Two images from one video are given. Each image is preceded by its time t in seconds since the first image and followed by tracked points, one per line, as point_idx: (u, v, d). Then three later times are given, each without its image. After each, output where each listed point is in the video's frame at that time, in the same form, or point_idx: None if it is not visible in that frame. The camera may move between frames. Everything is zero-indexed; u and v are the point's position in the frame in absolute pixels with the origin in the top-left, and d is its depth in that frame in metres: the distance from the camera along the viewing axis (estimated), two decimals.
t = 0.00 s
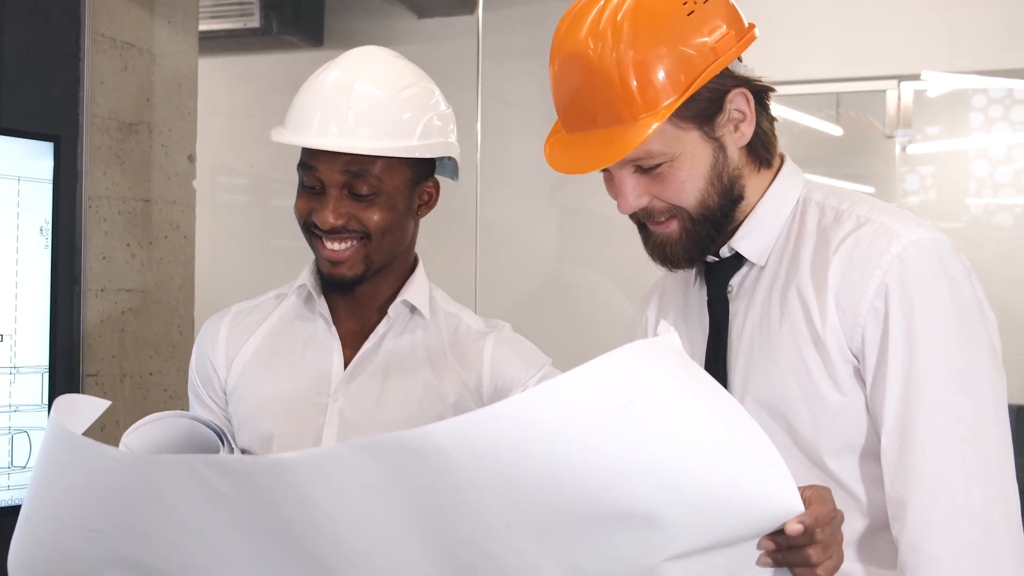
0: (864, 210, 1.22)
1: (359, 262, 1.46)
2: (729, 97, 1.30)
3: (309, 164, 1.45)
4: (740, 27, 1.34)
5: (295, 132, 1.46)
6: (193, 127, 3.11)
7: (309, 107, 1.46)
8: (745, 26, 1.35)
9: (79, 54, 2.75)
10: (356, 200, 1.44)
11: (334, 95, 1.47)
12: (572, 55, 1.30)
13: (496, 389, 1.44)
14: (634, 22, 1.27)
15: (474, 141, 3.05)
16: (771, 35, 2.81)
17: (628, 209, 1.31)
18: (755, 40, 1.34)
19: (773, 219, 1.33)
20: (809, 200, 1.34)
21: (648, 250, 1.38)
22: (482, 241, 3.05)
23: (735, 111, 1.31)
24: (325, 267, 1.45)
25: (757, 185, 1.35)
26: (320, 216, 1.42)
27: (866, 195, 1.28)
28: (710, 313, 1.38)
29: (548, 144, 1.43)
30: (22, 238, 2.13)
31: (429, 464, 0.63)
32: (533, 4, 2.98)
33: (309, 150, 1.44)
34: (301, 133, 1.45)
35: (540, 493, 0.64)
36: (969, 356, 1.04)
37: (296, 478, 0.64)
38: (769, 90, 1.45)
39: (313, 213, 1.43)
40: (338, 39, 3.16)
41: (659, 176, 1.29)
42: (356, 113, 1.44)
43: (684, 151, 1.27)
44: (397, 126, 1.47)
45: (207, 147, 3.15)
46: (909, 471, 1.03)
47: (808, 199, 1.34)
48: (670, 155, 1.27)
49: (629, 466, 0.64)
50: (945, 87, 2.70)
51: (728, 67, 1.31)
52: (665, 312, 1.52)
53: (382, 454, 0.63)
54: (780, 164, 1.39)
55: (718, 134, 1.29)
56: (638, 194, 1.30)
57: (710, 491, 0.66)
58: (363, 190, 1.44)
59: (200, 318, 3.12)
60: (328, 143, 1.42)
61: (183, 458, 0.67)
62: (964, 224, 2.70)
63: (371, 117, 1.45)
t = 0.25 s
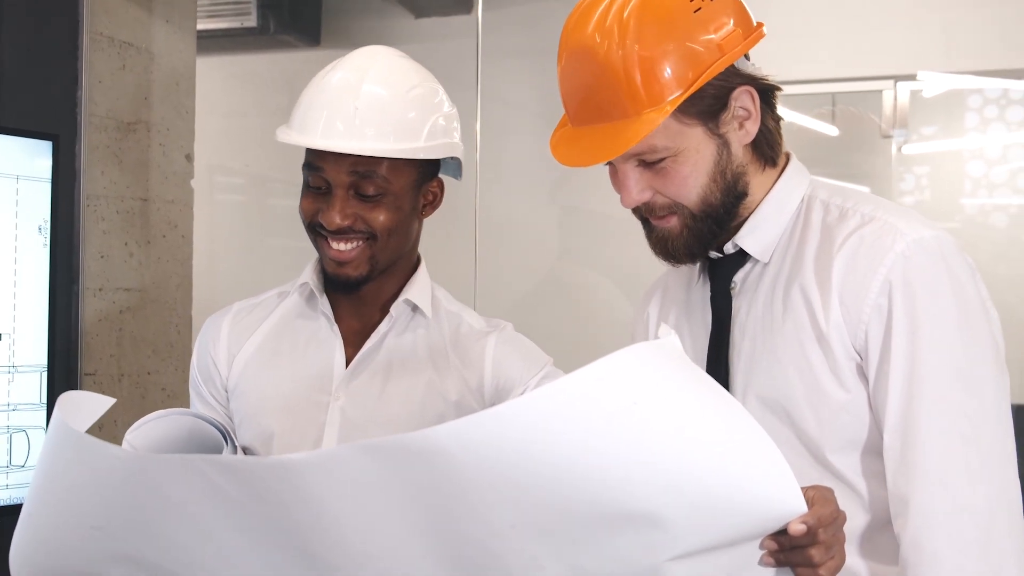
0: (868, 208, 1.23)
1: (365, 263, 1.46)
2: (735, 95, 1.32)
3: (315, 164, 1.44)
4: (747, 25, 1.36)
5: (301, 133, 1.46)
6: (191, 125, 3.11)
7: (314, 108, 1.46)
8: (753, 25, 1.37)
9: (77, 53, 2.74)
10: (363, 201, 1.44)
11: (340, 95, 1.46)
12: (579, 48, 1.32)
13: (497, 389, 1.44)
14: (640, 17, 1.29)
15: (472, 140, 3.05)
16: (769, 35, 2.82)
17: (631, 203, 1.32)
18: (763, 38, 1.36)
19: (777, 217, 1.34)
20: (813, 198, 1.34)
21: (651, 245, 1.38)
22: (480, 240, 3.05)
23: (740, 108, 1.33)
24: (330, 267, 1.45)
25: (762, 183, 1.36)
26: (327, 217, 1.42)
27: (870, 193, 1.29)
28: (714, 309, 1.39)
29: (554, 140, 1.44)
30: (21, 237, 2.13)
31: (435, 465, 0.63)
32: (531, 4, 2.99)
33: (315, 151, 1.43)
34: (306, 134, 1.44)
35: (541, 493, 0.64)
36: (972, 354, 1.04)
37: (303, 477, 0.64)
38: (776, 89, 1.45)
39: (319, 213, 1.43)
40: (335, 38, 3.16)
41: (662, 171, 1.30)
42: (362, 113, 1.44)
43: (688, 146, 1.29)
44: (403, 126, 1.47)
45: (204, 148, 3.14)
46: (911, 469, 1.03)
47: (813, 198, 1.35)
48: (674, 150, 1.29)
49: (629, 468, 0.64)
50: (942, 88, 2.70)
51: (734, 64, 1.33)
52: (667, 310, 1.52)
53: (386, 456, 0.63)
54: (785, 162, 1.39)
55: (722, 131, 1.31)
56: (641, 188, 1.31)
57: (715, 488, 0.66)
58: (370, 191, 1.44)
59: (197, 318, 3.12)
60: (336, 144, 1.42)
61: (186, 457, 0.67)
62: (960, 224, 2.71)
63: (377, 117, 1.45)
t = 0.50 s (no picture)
0: (870, 207, 1.23)
1: (373, 264, 1.46)
2: (737, 93, 1.33)
3: (320, 169, 1.44)
4: (750, 23, 1.36)
5: (305, 137, 1.45)
6: (189, 125, 3.11)
7: (318, 111, 1.46)
8: (756, 23, 1.37)
9: (75, 52, 2.72)
10: (371, 203, 1.44)
11: (345, 98, 1.46)
12: (582, 46, 1.33)
13: (497, 389, 1.44)
14: (643, 16, 1.30)
15: (471, 140, 3.05)
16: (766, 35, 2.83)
17: (633, 199, 1.33)
18: (766, 37, 1.36)
19: (780, 215, 1.34)
20: (815, 198, 1.35)
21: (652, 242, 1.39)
22: (479, 240, 3.05)
23: (743, 106, 1.33)
24: (340, 270, 1.46)
25: (765, 181, 1.36)
26: (337, 220, 1.41)
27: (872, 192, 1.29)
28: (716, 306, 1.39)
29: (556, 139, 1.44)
30: (20, 236, 2.13)
31: (440, 464, 0.63)
32: (530, 4, 2.99)
33: (321, 155, 1.43)
34: (312, 138, 1.44)
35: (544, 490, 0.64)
36: (974, 353, 1.04)
37: (307, 475, 0.65)
38: (779, 89, 1.46)
39: (326, 218, 1.43)
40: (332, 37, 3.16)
41: (664, 168, 1.31)
42: (366, 115, 1.44)
43: (690, 144, 1.29)
44: (407, 128, 1.47)
45: (204, 147, 3.16)
46: (912, 467, 1.03)
47: (815, 197, 1.35)
48: (676, 147, 1.29)
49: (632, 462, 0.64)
50: (937, 88, 2.72)
51: (737, 63, 1.33)
52: (670, 309, 1.53)
53: (392, 454, 0.63)
54: (787, 161, 1.40)
55: (725, 129, 1.32)
56: (643, 184, 1.32)
57: (719, 484, 0.67)
58: (378, 194, 1.44)
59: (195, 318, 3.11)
60: (343, 148, 1.42)
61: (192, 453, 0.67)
62: (956, 224, 2.71)
63: (382, 119, 1.45)
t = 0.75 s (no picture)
0: (870, 207, 1.23)
1: (385, 264, 1.47)
2: (738, 93, 1.33)
3: (331, 172, 1.44)
4: (751, 20, 1.36)
5: (309, 139, 1.46)
6: (186, 124, 3.12)
7: (321, 112, 1.46)
8: (757, 23, 1.37)
9: (72, 52, 2.72)
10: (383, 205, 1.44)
11: (348, 99, 1.46)
12: (585, 46, 1.34)
13: (498, 389, 1.44)
14: (645, 15, 1.31)
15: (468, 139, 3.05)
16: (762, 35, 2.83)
17: (635, 198, 1.34)
18: (767, 36, 1.36)
19: (781, 214, 1.34)
20: (816, 196, 1.35)
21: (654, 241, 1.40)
22: (476, 239, 3.05)
23: (744, 105, 1.34)
24: (352, 272, 1.46)
25: (766, 180, 1.37)
26: (350, 223, 1.41)
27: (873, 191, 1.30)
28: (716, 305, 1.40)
29: (560, 139, 1.45)
30: (16, 236, 2.12)
31: (449, 471, 0.64)
32: (528, 3, 2.99)
33: (330, 158, 1.43)
34: (317, 140, 1.45)
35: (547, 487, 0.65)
36: (974, 351, 1.05)
37: (316, 482, 0.65)
38: (780, 88, 1.46)
39: (338, 221, 1.43)
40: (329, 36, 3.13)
41: (667, 167, 1.32)
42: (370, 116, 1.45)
43: (692, 143, 1.30)
44: (413, 127, 1.47)
45: (199, 145, 3.13)
46: (911, 464, 1.04)
47: (816, 196, 1.35)
48: (678, 146, 1.30)
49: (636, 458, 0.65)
50: (932, 88, 2.72)
51: (738, 62, 1.33)
52: (670, 308, 1.53)
53: (404, 463, 0.64)
54: (787, 160, 1.41)
55: (726, 128, 1.32)
56: (645, 182, 1.33)
57: (722, 485, 0.67)
58: (390, 194, 1.44)
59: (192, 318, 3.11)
60: (350, 151, 1.43)
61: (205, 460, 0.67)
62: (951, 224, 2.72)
63: (386, 119, 1.45)
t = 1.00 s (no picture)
0: (869, 205, 1.24)
1: (392, 262, 1.47)
2: (737, 91, 1.34)
3: (337, 169, 1.44)
4: (750, 19, 1.37)
5: (311, 138, 1.47)
6: (182, 124, 3.11)
7: (321, 111, 1.47)
8: (755, 22, 1.38)
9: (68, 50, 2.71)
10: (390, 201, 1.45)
11: (349, 97, 1.47)
12: (585, 47, 1.35)
13: (497, 388, 1.45)
14: (644, 16, 1.31)
15: (465, 138, 3.05)
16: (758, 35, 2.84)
17: (636, 198, 1.35)
18: (764, 35, 1.36)
19: (779, 212, 1.35)
20: (814, 195, 1.36)
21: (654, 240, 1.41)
22: (473, 238, 3.05)
23: (743, 104, 1.35)
24: (358, 271, 1.46)
25: (765, 178, 1.38)
26: (359, 220, 1.42)
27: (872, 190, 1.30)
28: (715, 303, 1.40)
29: (561, 139, 1.46)
30: (14, 234, 2.12)
31: (454, 477, 0.65)
32: (524, 3, 3.00)
33: (334, 157, 1.44)
34: (319, 138, 1.46)
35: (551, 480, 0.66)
36: (970, 348, 1.06)
37: (321, 488, 0.66)
38: (779, 86, 1.47)
39: (348, 219, 1.43)
40: (324, 36, 3.16)
41: (667, 167, 1.33)
42: (371, 114, 1.45)
43: (692, 143, 1.31)
44: (415, 123, 1.48)
45: (195, 146, 3.22)
46: (908, 461, 1.05)
47: (814, 194, 1.36)
48: (678, 146, 1.31)
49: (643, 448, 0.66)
50: (927, 88, 2.74)
51: (737, 62, 1.34)
52: (669, 307, 1.54)
53: (409, 470, 0.65)
54: (786, 159, 1.42)
55: (725, 127, 1.33)
56: (646, 183, 1.34)
57: (721, 483, 0.69)
58: (397, 189, 1.44)
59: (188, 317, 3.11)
60: (355, 146, 1.43)
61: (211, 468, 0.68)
62: (945, 224, 2.73)
63: (388, 116, 1.46)
